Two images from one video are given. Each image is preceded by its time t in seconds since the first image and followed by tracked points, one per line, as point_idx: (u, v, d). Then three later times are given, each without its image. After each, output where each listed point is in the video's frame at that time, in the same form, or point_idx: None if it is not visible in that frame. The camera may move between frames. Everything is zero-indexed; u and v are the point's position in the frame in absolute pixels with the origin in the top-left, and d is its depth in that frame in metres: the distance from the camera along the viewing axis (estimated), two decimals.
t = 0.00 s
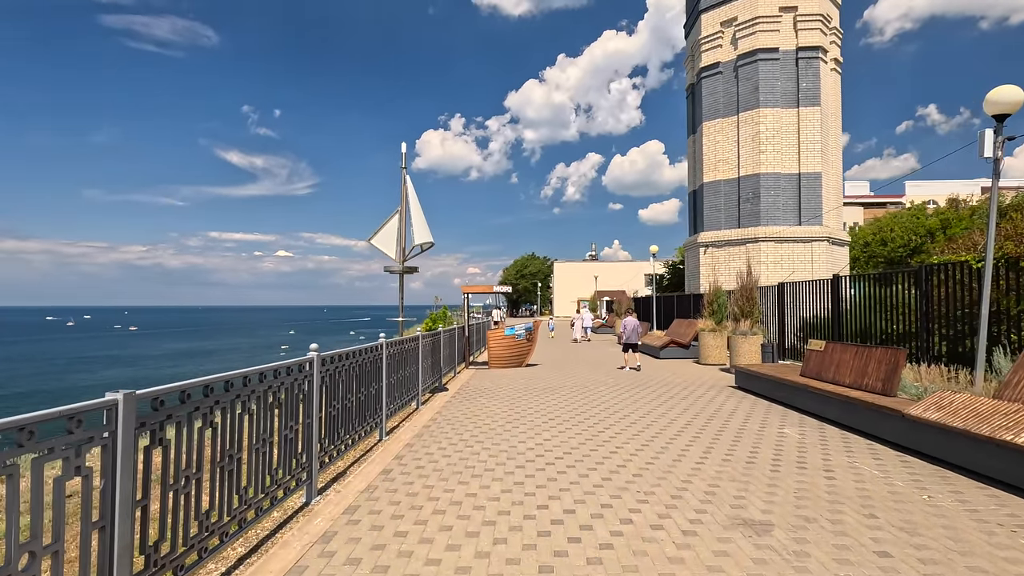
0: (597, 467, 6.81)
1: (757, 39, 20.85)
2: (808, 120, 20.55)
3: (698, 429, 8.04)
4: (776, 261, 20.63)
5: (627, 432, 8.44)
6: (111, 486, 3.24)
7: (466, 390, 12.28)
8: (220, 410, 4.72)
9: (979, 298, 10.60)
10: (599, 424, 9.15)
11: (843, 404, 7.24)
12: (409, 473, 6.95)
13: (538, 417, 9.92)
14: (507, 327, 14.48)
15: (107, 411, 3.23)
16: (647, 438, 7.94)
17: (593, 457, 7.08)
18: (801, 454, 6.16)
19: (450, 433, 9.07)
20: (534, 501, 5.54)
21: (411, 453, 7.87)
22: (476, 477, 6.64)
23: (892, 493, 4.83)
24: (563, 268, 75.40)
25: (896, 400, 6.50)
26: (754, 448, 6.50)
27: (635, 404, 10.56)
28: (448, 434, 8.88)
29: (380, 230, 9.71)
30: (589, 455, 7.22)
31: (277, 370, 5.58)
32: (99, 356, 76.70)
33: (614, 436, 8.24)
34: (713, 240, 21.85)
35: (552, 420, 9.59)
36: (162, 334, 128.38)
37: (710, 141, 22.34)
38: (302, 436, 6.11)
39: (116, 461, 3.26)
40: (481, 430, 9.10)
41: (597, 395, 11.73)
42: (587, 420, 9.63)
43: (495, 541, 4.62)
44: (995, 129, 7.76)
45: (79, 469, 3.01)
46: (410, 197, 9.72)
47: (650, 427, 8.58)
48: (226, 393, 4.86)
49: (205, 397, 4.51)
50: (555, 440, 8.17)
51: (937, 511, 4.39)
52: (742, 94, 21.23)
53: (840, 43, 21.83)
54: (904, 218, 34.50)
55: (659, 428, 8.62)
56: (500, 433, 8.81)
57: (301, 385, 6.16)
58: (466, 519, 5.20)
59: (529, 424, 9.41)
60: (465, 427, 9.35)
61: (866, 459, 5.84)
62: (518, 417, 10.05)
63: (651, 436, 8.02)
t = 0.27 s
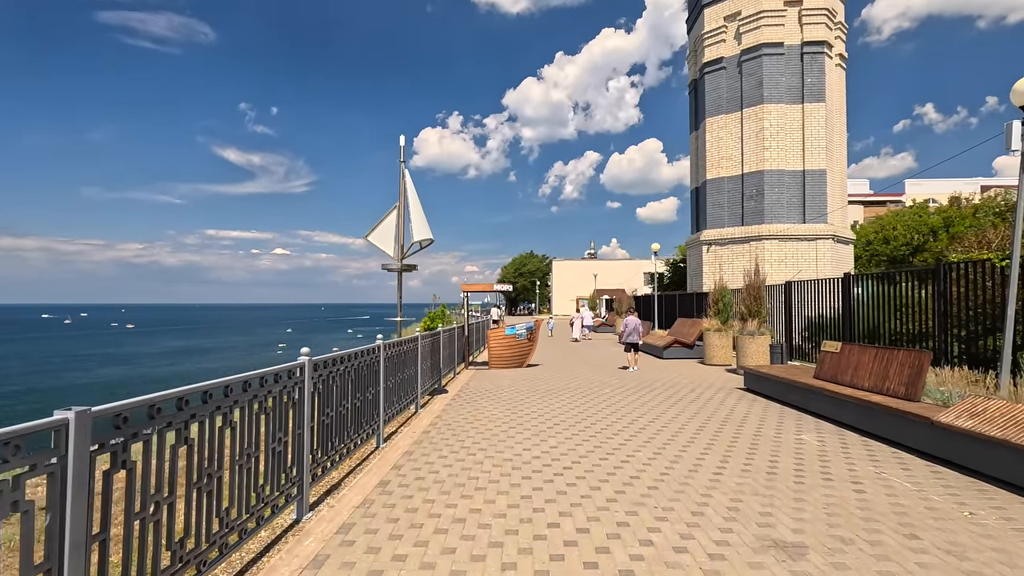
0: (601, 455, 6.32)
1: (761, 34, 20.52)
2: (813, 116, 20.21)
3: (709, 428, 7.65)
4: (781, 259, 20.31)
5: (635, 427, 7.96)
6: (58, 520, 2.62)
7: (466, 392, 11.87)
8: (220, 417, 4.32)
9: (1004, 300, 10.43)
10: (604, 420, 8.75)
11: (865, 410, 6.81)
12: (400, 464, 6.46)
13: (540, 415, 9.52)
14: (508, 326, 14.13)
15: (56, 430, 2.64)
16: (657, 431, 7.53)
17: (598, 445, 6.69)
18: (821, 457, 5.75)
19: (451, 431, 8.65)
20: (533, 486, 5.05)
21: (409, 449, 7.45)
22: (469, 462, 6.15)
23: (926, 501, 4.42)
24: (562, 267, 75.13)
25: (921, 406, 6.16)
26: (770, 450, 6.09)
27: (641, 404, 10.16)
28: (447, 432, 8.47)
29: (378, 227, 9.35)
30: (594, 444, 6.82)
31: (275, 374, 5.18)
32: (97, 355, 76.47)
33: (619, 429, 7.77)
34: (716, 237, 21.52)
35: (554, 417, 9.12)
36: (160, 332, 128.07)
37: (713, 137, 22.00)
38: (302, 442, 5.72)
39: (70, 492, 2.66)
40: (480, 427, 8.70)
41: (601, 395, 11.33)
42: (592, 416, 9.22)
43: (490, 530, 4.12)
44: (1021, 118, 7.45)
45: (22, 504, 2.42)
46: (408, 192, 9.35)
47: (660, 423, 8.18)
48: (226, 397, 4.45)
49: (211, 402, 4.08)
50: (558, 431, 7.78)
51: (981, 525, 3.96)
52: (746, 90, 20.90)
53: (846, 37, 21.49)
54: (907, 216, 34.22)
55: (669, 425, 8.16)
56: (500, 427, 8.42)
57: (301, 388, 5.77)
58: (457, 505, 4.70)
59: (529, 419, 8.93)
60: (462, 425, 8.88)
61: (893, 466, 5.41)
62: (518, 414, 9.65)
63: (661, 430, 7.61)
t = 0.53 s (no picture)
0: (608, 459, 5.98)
1: (766, 27, 20.16)
2: (820, 111, 19.86)
3: (722, 429, 7.29)
4: (786, 257, 19.96)
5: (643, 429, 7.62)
6: None
7: (467, 393, 11.47)
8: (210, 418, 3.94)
9: None
10: (611, 420, 8.40)
11: (886, 411, 6.47)
12: (397, 469, 6.09)
13: (543, 415, 9.17)
14: (509, 325, 13.80)
15: None
16: (668, 433, 7.18)
17: (605, 448, 6.36)
18: (843, 463, 5.40)
19: (451, 432, 8.29)
20: (538, 495, 4.73)
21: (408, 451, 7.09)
22: (469, 467, 5.81)
23: (965, 514, 4.08)
24: (564, 266, 74.78)
25: (947, 408, 5.83)
26: (788, 456, 5.73)
27: (648, 405, 9.80)
28: (447, 433, 8.12)
29: (374, 221, 9.01)
30: (600, 447, 6.49)
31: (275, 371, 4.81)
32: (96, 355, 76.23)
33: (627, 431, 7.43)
34: (721, 235, 21.17)
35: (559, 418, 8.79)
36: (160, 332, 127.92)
37: (718, 133, 21.64)
38: (305, 440, 5.35)
39: None
40: (481, 428, 8.35)
41: (606, 395, 10.96)
42: (597, 416, 8.87)
43: (490, 545, 3.80)
44: None
45: None
46: (406, 186, 9.01)
47: (670, 424, 7.82)
48: (221, 395, 4.06)
49: (198, 401, 3.79)
50: (562, 433, 7.44)
51: None
52: (751, 85, 20.54)
53: (852, 31, 21.12)
54: (912, 214, 33.82)
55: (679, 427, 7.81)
56: (501, 429, 8.07)
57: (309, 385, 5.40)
58: (455, 517, 4.36)
59: (532, 420, 8.58)
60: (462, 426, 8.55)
61: (922, 474, 5.07)
62: (521, 414, 9.31)
63: (671, 431, 7.26)
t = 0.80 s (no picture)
0: (604, 472, 5.58)
1: (758, 29, 20.00)
2: (812, 114, 19.71)
3: (721, 438, 6.91)
4: (778, 261, 19.76)
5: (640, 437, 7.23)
6: None
7: (454, 398, 10.97)
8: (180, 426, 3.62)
9: None
10: (605, 428, 7.99)
11: (895, 421, 6.14)
12: (377, 482, 5.64)
13: (534, 422, 8.74)
14: (498, 329, 13.37)
15: None
16: (666, 442, 6.80)
17: (600, 460, 5.95)
18: (855, 478, 5.04)
19: (437, 438, 7.84)
20: (528, 517, 4.30)
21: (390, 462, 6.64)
22: (454, 482, 5.37)
23: (996, 537, 3.74)
24: (553, 269, 74.50)
25: (961, 418, 5.50)
26: (796, 470, 5.36)
27: (642, 411, 9.40)
28: (432, 441, 7.67)
29: (355, 219, 8.58)
30: (595, 458, 6.08)
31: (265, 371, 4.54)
32: (75, 358, 74.53)
33: (623, 440, 7.03)
34: (712, 238, 20.94)
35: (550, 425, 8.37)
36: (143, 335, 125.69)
37: (709, 135, 21.43)
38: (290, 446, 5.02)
39: None
40: (469, 436, 7.89)
41: (599, 401, 10.54)
42: (591, 424, 8.46)
43: None
44: None
45: None
46: (389, 182, 8.56)
47: (668, 433, 7.42)
48: (184, 403, 3.66)
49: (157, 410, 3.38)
50: (554, 443, 7.02)
51: None
52: (743, 87, 20.35)
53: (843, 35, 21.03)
54: (900, 219, 33.93)
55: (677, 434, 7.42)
56: (490, 437, 7.64)
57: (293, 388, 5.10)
58: (436, 542, 3.93)
59: (523, 428, 8.16)
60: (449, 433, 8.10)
61: (940, 490, 4.73)
62: (511, 421, 8.87)
63: (669, 441, 6.87)
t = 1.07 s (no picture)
0: (592, 485, 5.27)
1: (742, 33, 20.02)
2: (794, 118, 19.77)
3: (713, 445, 6.60)
4: (762, 264, 19.73)
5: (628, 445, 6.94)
6: None
7: (433, 404, 10.49)
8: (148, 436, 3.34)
9: None
10: (593, 435, 7.65)
11: (892, 428, 5.93)
12: (352, 496, 5.27)
13: (518, 429, 8.35)
14: (481, 333, 13.01)
15: None
16: (657, 451, 6.48)
17: (588, 473, 5.61)
18: (856, 491, 4.78)
19: (416, 445, 7.41)
20: (512, 541, 3.95)
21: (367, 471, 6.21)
22: (433, 497, 5.01)
23: (1012, 555, 3.51)
24: (536, 273, 74.29)
25: (962, 425, 5.29)
26: (793, 482, 5.08)
27: (629, 417, 9.08)
28: (411, 449, 7.24)
29: (330, 220, 8.18)
30: (583, 471, 5.73)
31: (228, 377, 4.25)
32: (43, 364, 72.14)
33: (611, 449, 6.74)
34: (696, 241, 20.85)
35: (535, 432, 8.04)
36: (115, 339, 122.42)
37: (693, 139, 21.38)
38: (255, 459, 4.67)
39: None
40: (449, 443, 7.48)
41: (584, 407, 10.21)
42: (578, 431, 8.11)
43: None
44: None
45: None
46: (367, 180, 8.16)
47: (657, 440, 7.10)
48: (172, 406, 3.60)
49: (147, 413, 3.31)
50: (539, 452, 6.66)
51: None
52: (726, 90, 20.35)
53: (825, 40, 21.18)
54: (878, 224, 34.38)
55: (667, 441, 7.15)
56: (472, 445, 7.24)
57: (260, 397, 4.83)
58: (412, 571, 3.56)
59: (506, 435, 7.82)
60: (429, 441, 7.72)
61: (944, 502, 4.51)
62: (494, 428, 8.48)
63: (659, 449, 6.55)
